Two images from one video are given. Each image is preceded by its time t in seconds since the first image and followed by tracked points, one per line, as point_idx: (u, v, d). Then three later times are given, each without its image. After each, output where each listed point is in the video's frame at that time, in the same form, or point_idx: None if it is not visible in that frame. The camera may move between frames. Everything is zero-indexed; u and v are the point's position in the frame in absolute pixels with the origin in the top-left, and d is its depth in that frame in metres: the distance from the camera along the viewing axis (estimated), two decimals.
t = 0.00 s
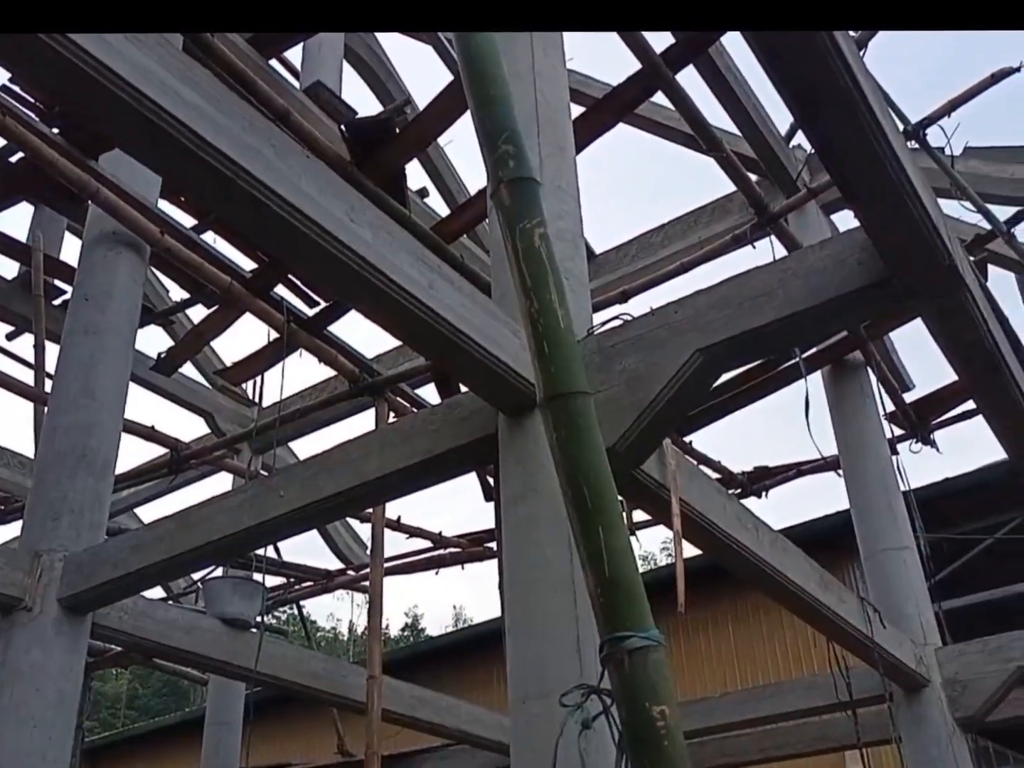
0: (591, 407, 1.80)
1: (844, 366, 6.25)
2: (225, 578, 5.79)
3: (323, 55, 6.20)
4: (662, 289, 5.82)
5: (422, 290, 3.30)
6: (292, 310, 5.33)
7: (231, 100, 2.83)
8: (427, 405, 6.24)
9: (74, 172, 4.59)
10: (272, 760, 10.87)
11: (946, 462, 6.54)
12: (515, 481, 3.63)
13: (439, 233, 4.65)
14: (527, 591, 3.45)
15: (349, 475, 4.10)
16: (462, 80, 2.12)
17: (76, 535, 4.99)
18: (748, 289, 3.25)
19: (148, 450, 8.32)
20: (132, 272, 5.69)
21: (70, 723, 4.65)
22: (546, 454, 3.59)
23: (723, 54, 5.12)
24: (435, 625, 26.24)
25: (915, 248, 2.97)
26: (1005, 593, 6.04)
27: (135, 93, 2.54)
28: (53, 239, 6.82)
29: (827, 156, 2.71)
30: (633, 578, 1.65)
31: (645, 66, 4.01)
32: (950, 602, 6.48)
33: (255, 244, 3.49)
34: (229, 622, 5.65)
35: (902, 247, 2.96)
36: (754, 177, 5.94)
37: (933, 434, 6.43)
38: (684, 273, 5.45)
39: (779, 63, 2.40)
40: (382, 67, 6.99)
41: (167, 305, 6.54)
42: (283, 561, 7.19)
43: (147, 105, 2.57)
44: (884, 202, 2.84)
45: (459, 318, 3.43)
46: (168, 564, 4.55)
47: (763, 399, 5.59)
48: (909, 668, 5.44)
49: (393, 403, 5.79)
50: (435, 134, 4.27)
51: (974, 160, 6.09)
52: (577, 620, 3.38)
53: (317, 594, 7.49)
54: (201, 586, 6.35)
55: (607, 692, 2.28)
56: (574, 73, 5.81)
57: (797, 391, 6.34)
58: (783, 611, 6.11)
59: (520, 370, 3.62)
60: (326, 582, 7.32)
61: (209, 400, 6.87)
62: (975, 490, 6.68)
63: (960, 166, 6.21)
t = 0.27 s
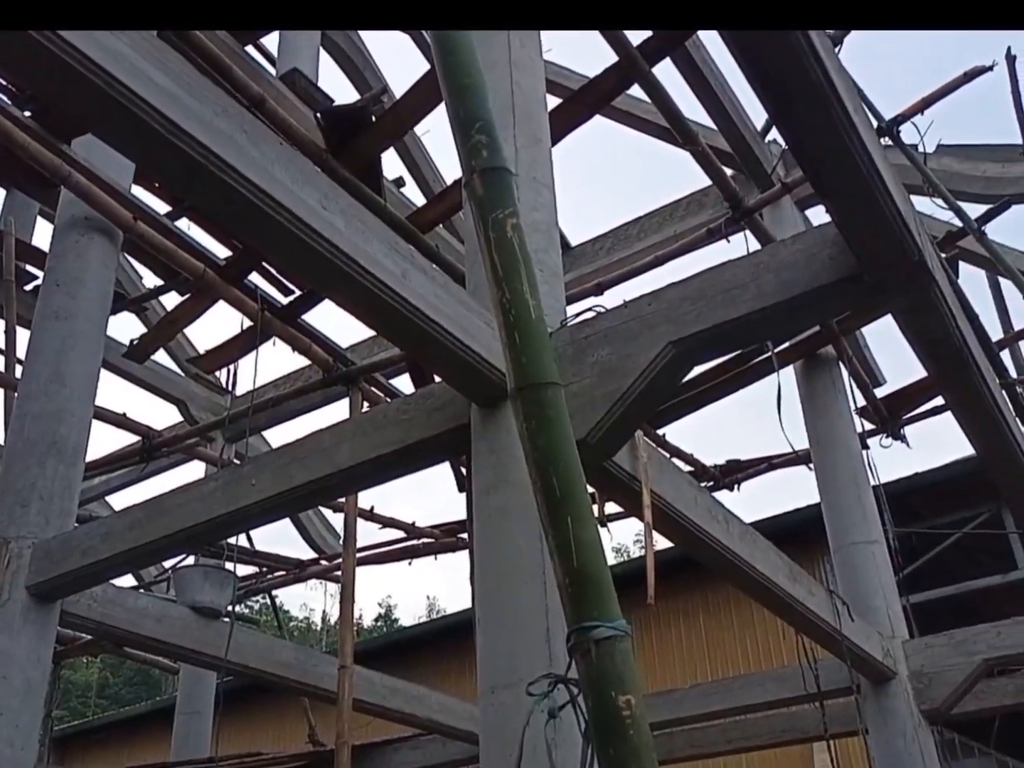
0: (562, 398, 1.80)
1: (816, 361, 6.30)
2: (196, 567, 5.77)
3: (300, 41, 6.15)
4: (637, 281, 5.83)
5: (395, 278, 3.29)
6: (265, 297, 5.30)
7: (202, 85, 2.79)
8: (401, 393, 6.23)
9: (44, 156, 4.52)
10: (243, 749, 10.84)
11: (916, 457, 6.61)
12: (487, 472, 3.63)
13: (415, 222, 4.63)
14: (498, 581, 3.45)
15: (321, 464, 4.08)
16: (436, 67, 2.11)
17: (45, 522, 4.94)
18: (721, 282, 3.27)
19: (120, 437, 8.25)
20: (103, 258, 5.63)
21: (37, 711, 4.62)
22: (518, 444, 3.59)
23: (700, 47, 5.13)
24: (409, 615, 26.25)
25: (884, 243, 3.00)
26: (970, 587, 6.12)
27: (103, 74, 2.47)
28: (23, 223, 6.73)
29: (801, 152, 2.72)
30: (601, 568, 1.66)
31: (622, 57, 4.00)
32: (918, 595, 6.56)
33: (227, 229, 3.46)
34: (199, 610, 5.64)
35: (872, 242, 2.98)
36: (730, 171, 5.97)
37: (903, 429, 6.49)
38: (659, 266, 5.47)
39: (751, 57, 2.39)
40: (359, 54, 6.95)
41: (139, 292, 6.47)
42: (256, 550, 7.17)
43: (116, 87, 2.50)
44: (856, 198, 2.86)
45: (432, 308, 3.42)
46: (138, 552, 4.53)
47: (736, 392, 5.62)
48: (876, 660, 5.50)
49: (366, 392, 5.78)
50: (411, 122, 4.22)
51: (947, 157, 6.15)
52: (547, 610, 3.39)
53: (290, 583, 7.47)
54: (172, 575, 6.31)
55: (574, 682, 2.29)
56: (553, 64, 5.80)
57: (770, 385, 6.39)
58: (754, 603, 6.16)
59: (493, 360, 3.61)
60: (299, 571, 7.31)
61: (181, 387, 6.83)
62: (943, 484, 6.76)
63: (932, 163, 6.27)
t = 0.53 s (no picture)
0: (536, 388, 1.80)
1: (792, 356, 6.33)
2: (170, 557, 5.73)
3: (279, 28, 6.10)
4: (615, 274, 5.84)
5: (371, 267, 3.27)
6: (241, 286, 5.26)
7: (176, 68, 2.75)
8: (378, 384, 6.21)
9: (16, 140, 4.46)
10: (217, 740, 10.80)
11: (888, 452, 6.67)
12: (462, 462, 3.62)
13: (393, 212, 4.61)
14: (472, 572, 3.45)
15: (295, 455, 4.07)
16: (413, 56, 2.10)
17: (15, 510, 4.89)
18: (697, 276, 3.28)
19: (94, 425, 8.18)
20: (76, 244, 5.56)
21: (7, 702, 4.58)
22: (494, 434, 3.59)
23: (680, 41, 5.13)
24: (385, 607, 26.24)
25: (859, 240, 3.02)
26: (941, 581, 6.19)
27: (74, 56, 2.43)
28: None
29: (777, 147, 2.73)
30: (573, 558, 1.66)
31: (601, 50, 3.99)
32: (890, 588, 6.62)
33: (201, 217, 3.42)
34: (173, 600, 5.61)
35: (847, 238, 3.00)
36: (709, 165, 5.98)
37: (877, 424, 6.55)
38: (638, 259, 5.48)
39: (728, 49, 2.38)
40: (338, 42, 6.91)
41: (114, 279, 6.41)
42: (231, 540, 7.13)
43: (87, 70, 2.46)
44: (832, 194, 2.87)
45: (408, 298, 3.40)
46: (110, 542, 4.50)
47: (713, 386, 5.64)
48: (848, 653, 5.55)
49: (343, 383, 5.76)
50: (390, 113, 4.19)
51: (922, 155, 6.20)
52: (522, 602, 3.39)
53: (265, 574, 7.45)
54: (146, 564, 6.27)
55: (546, 672, 2.29)
56: (533, 55, 5.78)
57: (746, 379, 6.42)
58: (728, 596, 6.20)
59: (469, 351, 3.61)
60: (274, 562, 7.28)
61: (156, 376, 6.78)
62: (915, 479, 6.83)
63: (908, 161, 6.32)
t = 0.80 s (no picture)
0: (511, 381, 1.80)
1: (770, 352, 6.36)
2: (145, 548, 5.69)
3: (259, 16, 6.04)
4: (595, 269, 5.85)
5: (349, 258, 3.25)
6: (219, 276, 5.22)
7: (153, 55, 2.71)
8: (356, 376, 6.19)
9: None
10: (192, 733, 10.75)
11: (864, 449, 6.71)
12: (439, 455, 3.61)
13: (372, 204, 4.59)
14: (447, 565, 3.44)
15: (271, 446, 4.05)
16: (392, 47, 2.09)
17: None
18: (675, 271, 3.29)
19: (69, 416, 8.11)
20: (52, 232, 5.50)
21: None
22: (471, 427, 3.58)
23: (661, 36, 5.13)
24: (364, 601, 26.21)
25: (837, 237, 3.03)
26: (914, 577, 6.25)
27: (47, 41, 2.39)
28: None
29: (756, 144, 2.74)
30: (546, 551, 1.65)
31: (582, 44, 3.98)
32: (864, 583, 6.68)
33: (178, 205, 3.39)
34: (148, 592, 5.57)
35: (825, 235, 3.01)
36: (689, 160, 6.00)
37: (853, 421, 6.59)
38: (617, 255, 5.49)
39: (707, 42, 2.38)
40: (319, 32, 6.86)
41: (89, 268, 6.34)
42: (207, 533, 7.10)
43: (62, 56, 2.42)
44: (810, 191, 2.88)
45: (386, 291, 3.39)
46: (84, 533, 4.47)
47: (691, 382, 5.66)
48: (821, 647, 5.60)
49: (321, 374, 5.74)
50: (369, 104, 4.16)
51: (900, 153, 6.24)
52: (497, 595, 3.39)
53: (241, 566, 7.42)
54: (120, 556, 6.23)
55: (518, 665, 2.29)
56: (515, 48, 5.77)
57: (725, 375, 6.45)
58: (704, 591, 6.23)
59: (446, 343, 3.60)
60: (251, 554, 7.25)
61: (132, 367, 6.73)
62: (891, 476, 6.89)
63: (887, 159, 6.36)
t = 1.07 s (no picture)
0: (487, 375, 1.80)
1: (747, 349, 6.39)
2: (120, 541, 5.66)
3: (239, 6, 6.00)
4: (574, 265, 5.85)
5: (326, 251, 3.24)
6: (196, 268, 5.19)
7: (130, 44, 2.68)
8: (333, 369, 6.17)
9: None
10: (166, 727, 10.69)
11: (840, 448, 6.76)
12: (416, 449, 3.61)
13: (351, 197, 4.57)
14: (422, 560, 3.44)
15: (248, 440, 4.03)
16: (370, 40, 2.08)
17: None
18: (652, 268, 3.30)
19: (44, 407, 8.04)
20: (27, 222, 5.44)
21: None
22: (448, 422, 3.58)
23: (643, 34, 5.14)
24: (341, 595, 26.15)
25: (813, 237, 3.05)
26: (888, 574, 6.31)
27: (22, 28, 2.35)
28: None
29: (734, 142, 2.75)
30: (520, 546, 1.65)
31: (563, 40, 3.97)
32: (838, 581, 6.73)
33: (153, 196, 3.37)
34: (122, 585, 5.55)
35: (801, 234, 3.03)
36: (669, 158, 6.01)
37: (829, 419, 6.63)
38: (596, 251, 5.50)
39: (685, 40, 2.38)
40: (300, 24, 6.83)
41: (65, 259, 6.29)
42: (183, 526, 7.06)
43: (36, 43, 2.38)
44: (786, 190, 2.90)
45: (364, 284, 3.38)
46: (58, 525, 4.44)
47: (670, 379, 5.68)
48: (795, 643, 5.64)
49: (298, 368, 5.72)
50: (349, 97, 4.13)
51: (878, 154, 6.28)
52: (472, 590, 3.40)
53: (218, 560, 7.39)
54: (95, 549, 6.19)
55: (491, 659, 2.29)
56: (496, 43, 5.76)
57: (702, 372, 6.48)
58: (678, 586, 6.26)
59: (423, 338, 3.60)
60: (227, 548, 7.22)
61: (108, 359, 6.68)
62: (865, 474, 6.95)
63: (864, 159, 6.40)
